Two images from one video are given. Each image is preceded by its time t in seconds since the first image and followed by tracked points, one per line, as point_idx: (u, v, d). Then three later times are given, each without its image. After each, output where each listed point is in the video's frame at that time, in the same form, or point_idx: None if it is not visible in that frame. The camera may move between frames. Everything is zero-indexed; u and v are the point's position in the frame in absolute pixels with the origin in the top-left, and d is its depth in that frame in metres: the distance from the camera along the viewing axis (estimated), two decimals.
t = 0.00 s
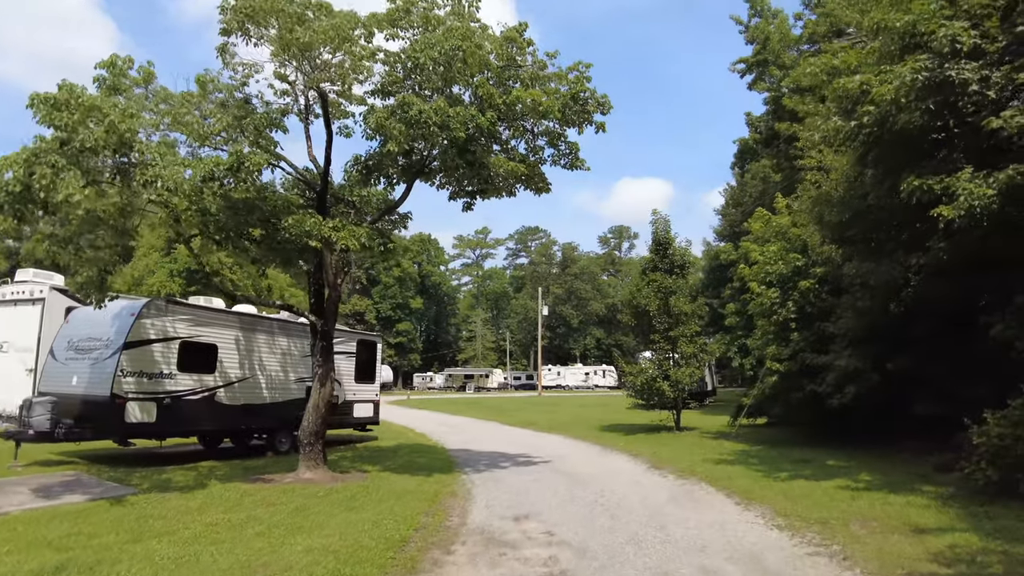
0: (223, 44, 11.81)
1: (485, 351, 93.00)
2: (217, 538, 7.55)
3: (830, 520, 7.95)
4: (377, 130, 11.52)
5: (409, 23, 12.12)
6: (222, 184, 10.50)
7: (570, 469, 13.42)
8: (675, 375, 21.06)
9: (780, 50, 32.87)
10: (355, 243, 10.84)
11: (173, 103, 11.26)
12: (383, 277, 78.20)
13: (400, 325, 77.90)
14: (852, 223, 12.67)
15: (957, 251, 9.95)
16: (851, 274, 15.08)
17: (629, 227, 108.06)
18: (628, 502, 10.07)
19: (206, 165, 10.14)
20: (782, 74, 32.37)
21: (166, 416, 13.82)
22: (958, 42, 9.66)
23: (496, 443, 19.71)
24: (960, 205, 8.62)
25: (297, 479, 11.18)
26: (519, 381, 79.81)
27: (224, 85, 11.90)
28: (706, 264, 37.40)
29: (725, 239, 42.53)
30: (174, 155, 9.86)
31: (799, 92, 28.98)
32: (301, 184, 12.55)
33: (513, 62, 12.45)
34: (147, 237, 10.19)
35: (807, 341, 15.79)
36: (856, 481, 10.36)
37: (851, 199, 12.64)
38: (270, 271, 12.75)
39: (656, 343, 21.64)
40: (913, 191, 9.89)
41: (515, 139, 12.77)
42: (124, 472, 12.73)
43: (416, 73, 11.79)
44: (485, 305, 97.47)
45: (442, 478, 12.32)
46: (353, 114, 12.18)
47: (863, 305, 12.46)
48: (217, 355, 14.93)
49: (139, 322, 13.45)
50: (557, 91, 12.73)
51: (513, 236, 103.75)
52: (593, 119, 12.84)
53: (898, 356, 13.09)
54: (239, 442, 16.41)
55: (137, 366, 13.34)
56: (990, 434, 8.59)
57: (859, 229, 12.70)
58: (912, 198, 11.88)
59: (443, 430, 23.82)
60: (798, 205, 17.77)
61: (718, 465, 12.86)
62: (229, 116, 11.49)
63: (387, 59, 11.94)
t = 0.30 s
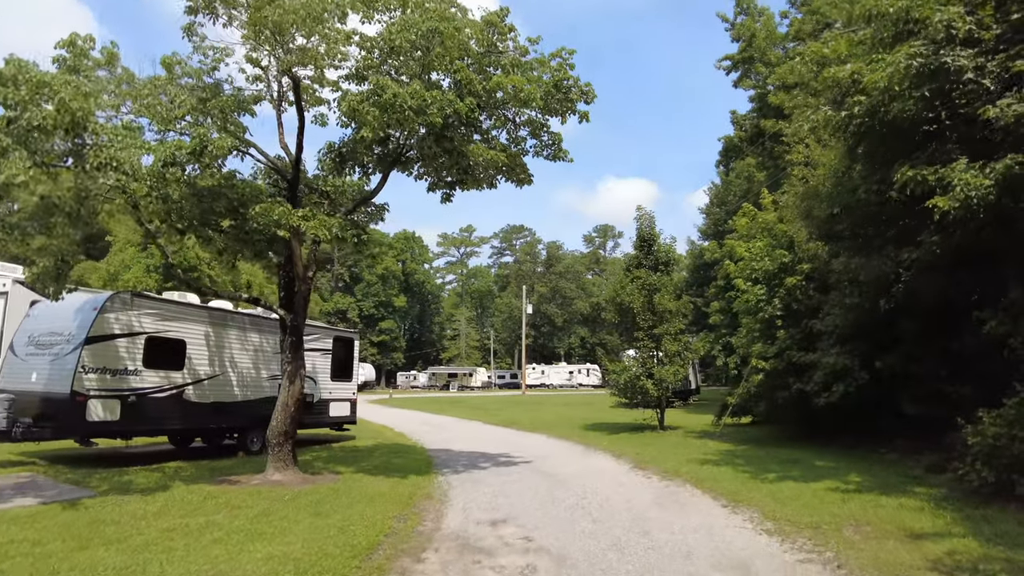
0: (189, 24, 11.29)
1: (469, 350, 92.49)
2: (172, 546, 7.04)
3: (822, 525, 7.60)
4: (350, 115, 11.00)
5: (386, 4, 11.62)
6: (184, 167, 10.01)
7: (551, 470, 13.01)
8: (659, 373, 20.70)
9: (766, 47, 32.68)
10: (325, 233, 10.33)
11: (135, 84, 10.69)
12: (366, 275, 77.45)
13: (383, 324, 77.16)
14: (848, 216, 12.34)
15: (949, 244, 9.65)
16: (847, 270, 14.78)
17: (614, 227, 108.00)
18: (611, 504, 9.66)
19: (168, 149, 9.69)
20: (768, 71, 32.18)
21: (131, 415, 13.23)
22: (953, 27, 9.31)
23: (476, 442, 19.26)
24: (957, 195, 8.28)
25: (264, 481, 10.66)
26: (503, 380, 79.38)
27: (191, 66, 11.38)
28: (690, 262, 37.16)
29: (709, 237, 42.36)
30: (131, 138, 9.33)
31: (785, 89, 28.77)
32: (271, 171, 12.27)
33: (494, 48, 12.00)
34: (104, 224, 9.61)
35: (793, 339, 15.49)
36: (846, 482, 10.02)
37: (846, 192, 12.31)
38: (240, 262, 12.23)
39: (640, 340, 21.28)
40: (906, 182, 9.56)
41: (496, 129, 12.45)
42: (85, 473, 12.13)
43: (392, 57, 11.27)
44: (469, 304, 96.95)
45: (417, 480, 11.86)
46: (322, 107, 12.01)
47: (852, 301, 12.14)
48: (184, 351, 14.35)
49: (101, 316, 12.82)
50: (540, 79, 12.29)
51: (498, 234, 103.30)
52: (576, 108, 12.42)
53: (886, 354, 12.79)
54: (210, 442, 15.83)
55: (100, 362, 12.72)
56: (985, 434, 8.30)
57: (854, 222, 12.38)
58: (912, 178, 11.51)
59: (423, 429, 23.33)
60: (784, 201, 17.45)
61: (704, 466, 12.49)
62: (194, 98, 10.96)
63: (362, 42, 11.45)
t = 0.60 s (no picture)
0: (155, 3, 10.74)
1: (457, 347, 91.97)
2: (123, 556, 6.53)
3: (819, 531, 7.19)
4: (326, 98, 10.48)
5: None
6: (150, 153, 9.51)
7: (535, 470, 12.55)
8: (647, 370, 20.31)
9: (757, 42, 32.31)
10: (296, 223, 9.84)
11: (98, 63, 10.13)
12: (353, 271, 76.73)
13: (371, 320, 76.51)
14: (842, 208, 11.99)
15: (949, 237, 9.30)
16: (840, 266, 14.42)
17: (602, 224, 107.75)
18: (597, 507, 9.23)
19: (129, 132, 9.19)
20: (758, 67, 31.85)
21: (99, 413, 12.62)
22: (955, 10, 8.85)
23: (461, 441, 18.80)
24: (960, 184, 7.91)
25: (235, 484, 10.15)
26: (491, 377, 78.96)
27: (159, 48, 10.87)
28: (679, 259, 36.83)
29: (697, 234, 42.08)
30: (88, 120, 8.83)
31: (775, 84, 28.41)
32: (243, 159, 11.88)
33: (477, 32, 11.50)
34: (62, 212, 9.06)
35: (785, 336, 15.13)
36: (841, 484, 9.63)
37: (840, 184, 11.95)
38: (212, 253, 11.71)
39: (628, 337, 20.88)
40: (907, 170, 9.18)
41: (481, 117, 12.08)
42: (47, 474, 11.56)
43: (371, 38, 10.75)
44: (457, 301, 96.43)
45: (397, 482, 11.38)
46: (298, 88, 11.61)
47: (846, 297, 11.78)
48: (155, 346, 13.78)
49: (66, 310, 12.23)
50: (525, 65, 11.82)
51: (486, 231, 102.78)
52: (563, 95, 11.96)
53: (881, 352, 12.44)
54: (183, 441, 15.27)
55: (65, 358, 12.11)
56: (989, 435, 7.92)
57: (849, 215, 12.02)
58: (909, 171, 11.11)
59: (407, 427, 22.85)
60: (776, 195, 17.08)
61: (693, 466, 12.09)
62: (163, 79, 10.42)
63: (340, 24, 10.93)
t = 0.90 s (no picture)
0: None
1: (448, 344, 91.44)
2: (72, 565, 6.02)
3: (821, 536, 6.76)
4: (301, 78, 9.97)
5: None
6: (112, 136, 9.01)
7: (523, 470, 12.08)
8: (639, 367, 19.87)
9: (750, 34, 31.87)
10: (268, 209, 9.36)
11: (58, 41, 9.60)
12: (343, 267, 76.03)
13: (361, 317, 75.85)
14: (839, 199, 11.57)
15: (953, 225, 8.88)
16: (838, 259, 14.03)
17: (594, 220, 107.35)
18: (585, 509, 8.79)
19: (88, 111, 8.67)
20: (751, 59, 31.43)
21: (67, 410, 12.03)
22: None
23: (448, 439, 18.33)
24: (969, 168, 7.48)
25: (205, 486, 9.65)
26: (482, 374, 78.53)
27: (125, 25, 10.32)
28: (671, 255, 36.43)
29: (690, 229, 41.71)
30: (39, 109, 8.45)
31: (769, 77, 27.96)
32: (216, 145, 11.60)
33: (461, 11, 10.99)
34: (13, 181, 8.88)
35: (780, 331, 14.70)
36: (841, 485, 9.21)
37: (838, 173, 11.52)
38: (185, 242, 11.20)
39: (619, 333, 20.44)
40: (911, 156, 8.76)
41: (467, 102, 11.62)
42: (10, 475, 11.00)
43: (348, 16, 10.23)
44: (448, 297, 95.91)
45: (377, 482, 10.89)
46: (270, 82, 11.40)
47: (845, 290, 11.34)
48: (128, 341, 13.19)
49: (32, 302, 11.64)
50: (512, 46, 11.33)
51: (478, 227, 102.21)
52: (551, 78, 11.49)
53: (880, 347, 12.01)
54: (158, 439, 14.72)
55: (30, 352, 11.53)
56: (999, 434, 7.50)
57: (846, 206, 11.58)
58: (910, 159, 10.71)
59: (394, 424, 22.38)
60: (771, 187, 16.64)
61: (685, 465, 11.66)
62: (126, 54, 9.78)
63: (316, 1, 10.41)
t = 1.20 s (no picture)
0: None
1: (442, 342, 90.90)
2: None
3: (831, 547, 6.30)
4: (280, 61, 9.47)
5: None
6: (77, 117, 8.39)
7: (514, 473, 11.60)
8: (634, 366, 19.39)
9: (747, 29, 31.38)
10: (243, 199, 8.84)
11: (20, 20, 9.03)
12: (337, 265, 75.37)
13: (354, 315, 75.21)
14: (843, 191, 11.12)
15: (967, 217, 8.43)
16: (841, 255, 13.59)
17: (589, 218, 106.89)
18: (578, 516, 8.31)
19: (45, 93, 8.11)
20: (749, 54, 30.95)
21: (37, 411, 11.47)
22: None
23: (438, 439, 17.82)
24: (988, 154, 7.01)
25: (178, 491, 9.12)
26: (477, 372, 78.04)
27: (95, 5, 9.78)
28: (667, 252, 35.96)
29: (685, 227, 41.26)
30: None
31: (766, 72, 27.51)
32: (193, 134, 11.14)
33: None
34: None
35: (780, 328, 14.17)
36: (847, 490, 8.75)
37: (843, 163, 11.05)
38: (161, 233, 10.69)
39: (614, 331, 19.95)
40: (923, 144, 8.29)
41: (455, 90, 11.17)
42: None
43: None
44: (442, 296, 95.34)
45: (361, 487, 10.40)
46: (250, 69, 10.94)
47: (850, 285, 10.87)
48: (103, 339, 12.62)
49: None
50: (502, 30, 10.85)
51: (472, 225, 101.64)
52: (542, 64, 11.00)
53: (885, 345, 11.56)
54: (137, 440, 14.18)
55: None
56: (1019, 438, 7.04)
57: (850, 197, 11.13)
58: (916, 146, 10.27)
59: (384, 425, 21.87)
60: (771, 181, 16.19)
61: (683, 468, 11.19)
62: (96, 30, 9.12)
63: None
